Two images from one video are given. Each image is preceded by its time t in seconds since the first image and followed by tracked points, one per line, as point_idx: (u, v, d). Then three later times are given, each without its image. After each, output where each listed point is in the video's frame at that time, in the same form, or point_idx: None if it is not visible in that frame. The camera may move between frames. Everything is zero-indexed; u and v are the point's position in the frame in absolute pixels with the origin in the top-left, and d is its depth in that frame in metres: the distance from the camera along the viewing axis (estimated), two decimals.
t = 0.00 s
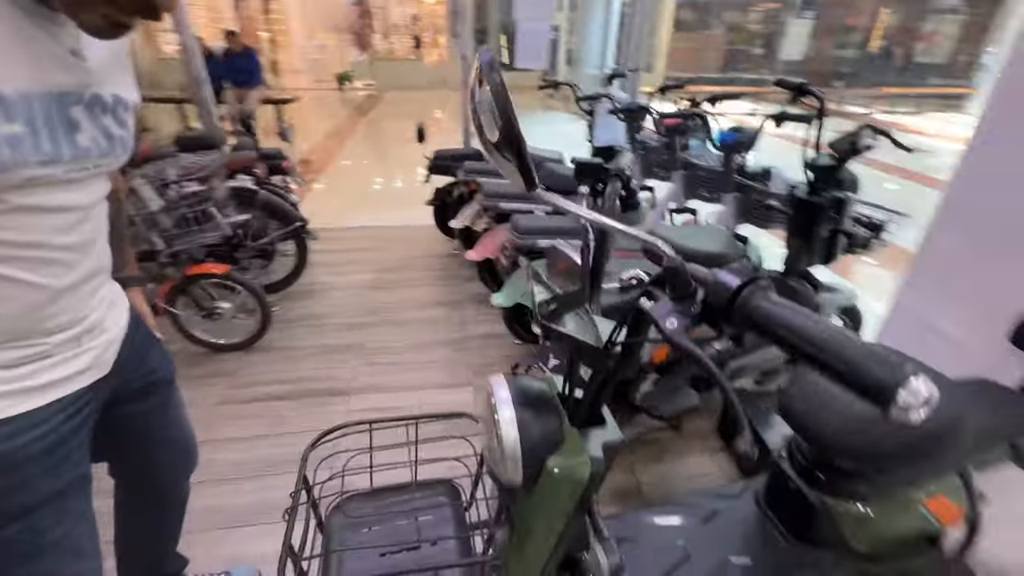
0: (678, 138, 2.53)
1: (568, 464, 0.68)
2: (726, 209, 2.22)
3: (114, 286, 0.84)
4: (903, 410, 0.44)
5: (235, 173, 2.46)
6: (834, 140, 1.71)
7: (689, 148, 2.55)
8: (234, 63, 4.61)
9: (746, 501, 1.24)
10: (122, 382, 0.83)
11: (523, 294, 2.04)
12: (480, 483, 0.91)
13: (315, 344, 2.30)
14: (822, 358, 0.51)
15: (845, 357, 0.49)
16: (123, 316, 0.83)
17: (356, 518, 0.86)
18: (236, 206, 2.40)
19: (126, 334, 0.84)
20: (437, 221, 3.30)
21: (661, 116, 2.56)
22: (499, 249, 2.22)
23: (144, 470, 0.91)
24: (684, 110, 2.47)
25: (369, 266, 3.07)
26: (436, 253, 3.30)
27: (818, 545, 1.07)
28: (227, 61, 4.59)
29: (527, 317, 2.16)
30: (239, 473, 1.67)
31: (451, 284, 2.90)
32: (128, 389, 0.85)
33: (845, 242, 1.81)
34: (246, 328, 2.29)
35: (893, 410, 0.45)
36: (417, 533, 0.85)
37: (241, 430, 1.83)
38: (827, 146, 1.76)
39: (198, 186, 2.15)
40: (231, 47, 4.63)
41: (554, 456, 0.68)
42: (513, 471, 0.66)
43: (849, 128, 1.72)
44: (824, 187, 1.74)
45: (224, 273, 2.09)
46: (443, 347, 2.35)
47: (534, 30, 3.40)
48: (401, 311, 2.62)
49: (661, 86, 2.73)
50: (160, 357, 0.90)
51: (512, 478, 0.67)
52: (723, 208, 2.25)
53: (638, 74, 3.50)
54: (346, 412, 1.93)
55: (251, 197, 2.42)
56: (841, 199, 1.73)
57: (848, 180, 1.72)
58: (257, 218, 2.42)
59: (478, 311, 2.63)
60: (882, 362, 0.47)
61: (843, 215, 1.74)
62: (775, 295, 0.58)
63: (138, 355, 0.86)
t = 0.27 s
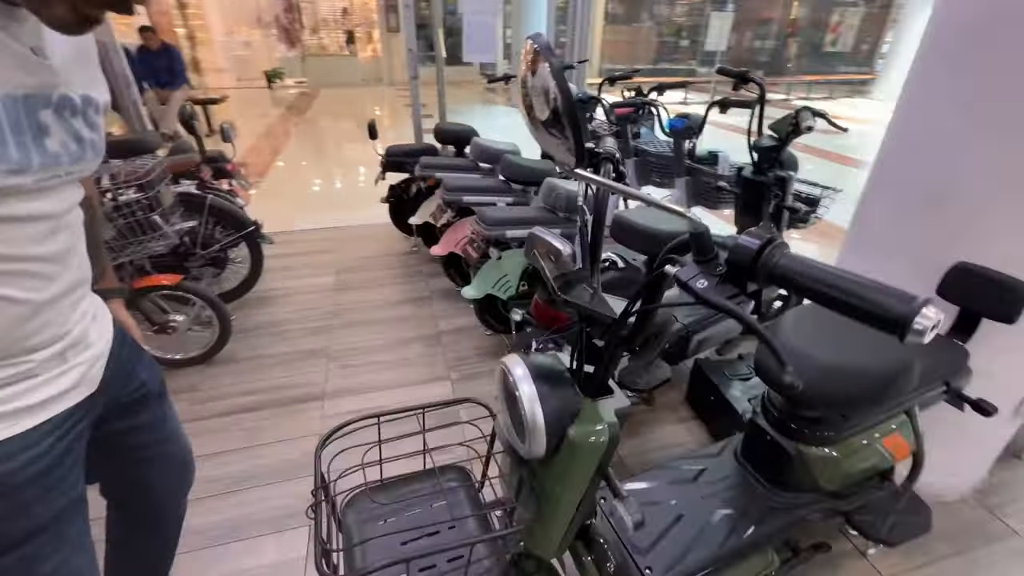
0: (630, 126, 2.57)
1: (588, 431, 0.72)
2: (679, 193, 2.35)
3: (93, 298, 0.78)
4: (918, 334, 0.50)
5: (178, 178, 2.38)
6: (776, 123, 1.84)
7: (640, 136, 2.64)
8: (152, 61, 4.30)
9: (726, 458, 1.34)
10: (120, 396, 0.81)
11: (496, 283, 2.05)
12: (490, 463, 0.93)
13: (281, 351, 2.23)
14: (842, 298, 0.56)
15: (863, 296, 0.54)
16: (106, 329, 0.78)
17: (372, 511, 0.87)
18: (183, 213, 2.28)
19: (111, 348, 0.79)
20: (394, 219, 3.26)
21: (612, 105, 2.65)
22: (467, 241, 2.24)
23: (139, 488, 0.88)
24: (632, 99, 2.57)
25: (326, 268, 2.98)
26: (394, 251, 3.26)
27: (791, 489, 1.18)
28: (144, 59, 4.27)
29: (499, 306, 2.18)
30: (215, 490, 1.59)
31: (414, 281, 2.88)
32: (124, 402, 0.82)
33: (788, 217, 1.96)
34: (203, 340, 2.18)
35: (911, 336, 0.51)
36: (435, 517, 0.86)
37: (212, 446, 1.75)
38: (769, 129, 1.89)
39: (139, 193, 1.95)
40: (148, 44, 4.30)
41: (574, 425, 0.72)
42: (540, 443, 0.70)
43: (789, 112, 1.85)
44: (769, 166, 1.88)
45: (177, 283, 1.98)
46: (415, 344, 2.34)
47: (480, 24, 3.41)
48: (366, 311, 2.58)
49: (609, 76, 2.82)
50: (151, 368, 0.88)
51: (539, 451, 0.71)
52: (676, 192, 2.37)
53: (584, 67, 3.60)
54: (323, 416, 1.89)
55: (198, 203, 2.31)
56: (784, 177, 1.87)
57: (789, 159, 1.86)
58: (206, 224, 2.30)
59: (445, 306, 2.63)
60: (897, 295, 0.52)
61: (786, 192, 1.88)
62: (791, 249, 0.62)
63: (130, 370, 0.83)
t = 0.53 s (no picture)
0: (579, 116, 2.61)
1: (594, 417, 0.72)
2: (632, 181, 2.40)
3: (38, 320, 0.68)
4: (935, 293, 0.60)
5: (99, 185, 2.22)
6: (722, 109, 1.95)
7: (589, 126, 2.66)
8: (48, 58, 3.85)
9: (703, 434, 1.39)
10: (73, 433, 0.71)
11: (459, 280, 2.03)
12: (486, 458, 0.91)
13: (231, 367, 2.08)
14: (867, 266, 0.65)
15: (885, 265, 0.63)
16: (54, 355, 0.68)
17: (366, 524, 0.82)
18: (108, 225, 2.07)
19: (63, 377, 0.69)
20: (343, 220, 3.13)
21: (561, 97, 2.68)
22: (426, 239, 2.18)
23: (99, 531, 0.79)
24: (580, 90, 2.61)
25: (273, 276, 2.82)
26: (344, 254, 3.13)
27: (766, 456, 1.25)
28: (37, 56, 3.82)
29: (463, 303, 2.14)
30: (173, 523, 1.47)
31: (369, 283, 2.78)
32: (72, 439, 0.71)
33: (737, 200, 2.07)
34: (142, 362, 1.99)
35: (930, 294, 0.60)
36: (435, 521, 0.83)
37: (164, 475, 1.60)
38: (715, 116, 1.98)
39: (57, 206, 1.74)
40: (41, 39, 3.85)
41: (580, 413, 0.72)
42: (550, 434, 0.70)
43: (733, 100, 1.96)
44: (717, 152, 1.97)
45: (108, 301, 1.79)
46: (377, 348, 2.26)
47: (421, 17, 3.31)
48: (321, 318, 2.46)
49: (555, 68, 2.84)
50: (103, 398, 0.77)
51: (547, 443, 0.70)
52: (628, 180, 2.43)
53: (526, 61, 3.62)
54: (286, 431, 1.79)
55: (125, 213, 2.10)
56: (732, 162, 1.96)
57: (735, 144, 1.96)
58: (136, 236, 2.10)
59: (405, 307, 2.56)
60: (918, 260, 0.61)
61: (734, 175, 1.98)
62: (804, 223, 0.68)
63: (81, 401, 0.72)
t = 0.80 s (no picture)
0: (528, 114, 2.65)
1: (589, 412, 0.72)
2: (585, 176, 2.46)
3: None
4: (920, 271, 0.64)
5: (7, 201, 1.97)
6: (669, 104, 2.00)
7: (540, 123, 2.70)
8: None
9: (674, 418, 1.44)
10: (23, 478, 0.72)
11: (420, 283, 2.00)
12: (474, 461, 0.89)
13: (177, 390, 1.93)
14: (853, 249, 0.68)
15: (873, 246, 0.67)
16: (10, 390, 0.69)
17: (356, 542, 0.78)
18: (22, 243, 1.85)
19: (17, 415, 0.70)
20: (288, 226, 2.97)
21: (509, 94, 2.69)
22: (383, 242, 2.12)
23: None
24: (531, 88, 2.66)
25: (214, 289, 2.64)
26: (291, 262, 2.98)
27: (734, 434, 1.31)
28: None
29: (425, 306, 2.11)
30: (125, 564, 1.35)
31: (322, 291, 2.67)
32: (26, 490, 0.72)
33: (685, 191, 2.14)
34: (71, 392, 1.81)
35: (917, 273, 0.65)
36: (428, 531, 0.81)
37: (109, 513, 1.47)
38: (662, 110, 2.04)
39: None
40: None
41: (575, 409, 0.72)
42: (547, 432, 0.69)
43: (678, 96, 2.03)
44: (665, 145, 2.03)
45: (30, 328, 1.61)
46: (337, 357, 2.18)
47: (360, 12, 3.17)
48: (273, 331, 2.34)
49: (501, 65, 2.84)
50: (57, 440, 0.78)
51: (544, 442, 0.70)
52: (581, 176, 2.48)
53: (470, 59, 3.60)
54: (246, 453, 1.69)
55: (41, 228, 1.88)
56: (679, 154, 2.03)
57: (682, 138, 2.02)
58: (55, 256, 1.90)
59: (362, 314, 2.48)
60: (899, 241, 0.66)
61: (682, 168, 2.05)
62: (792, 212, 0.73)
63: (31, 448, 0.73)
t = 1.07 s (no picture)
0: (484, 111, 2.67)
1: (588, 395, 0.75)
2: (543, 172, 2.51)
3: None
4: (894, 240, 0.70)
5: None
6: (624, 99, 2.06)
7: (496, 119, 2.72)
8: None
9: (649, 400, 1.51)
10: None
11: (386, 284, 1.98)
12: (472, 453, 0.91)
13: (127, 412, 1.80)
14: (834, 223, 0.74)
15: (850, 221, 0.73)
16: None
17: (363, 542, 0.78)
18: None
19: None
20: (235, 232, 2.83)
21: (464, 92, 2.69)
22: (348, 244, 2.08)
23: None
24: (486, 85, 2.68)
25: (157, 302, 2.47)
26: (241, 270, 2.84)
27: (705, 411, 1.39)
28: None
29: (392, 307, 2.08)
30: None
31: (278, 298, 2.56)
32: None
33: (640, 181, 2.22)
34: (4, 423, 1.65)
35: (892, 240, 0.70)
36: (433, 527, 0.81)
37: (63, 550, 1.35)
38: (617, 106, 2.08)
39: None
40: None
41: (576, 393, 0.75)
42: (552, 414, 0.71)
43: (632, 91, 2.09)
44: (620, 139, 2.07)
45: None
46: (302, 365, 2.10)
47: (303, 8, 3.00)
48: (229, 342, 2.22)
49: (455, 63, 2.83)
50: (20, 467, 0.74)
51: (548, 425, 0.72)
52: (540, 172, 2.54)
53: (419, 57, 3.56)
54: (213, 471, 1.60)
55: None
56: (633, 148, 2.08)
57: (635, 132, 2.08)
58: None
59: (323, 319, 2.41)
60: (876, 211, 0.72)
61: (637, 160, 2.11)
62: (782, 193, 0.80)
63: None
